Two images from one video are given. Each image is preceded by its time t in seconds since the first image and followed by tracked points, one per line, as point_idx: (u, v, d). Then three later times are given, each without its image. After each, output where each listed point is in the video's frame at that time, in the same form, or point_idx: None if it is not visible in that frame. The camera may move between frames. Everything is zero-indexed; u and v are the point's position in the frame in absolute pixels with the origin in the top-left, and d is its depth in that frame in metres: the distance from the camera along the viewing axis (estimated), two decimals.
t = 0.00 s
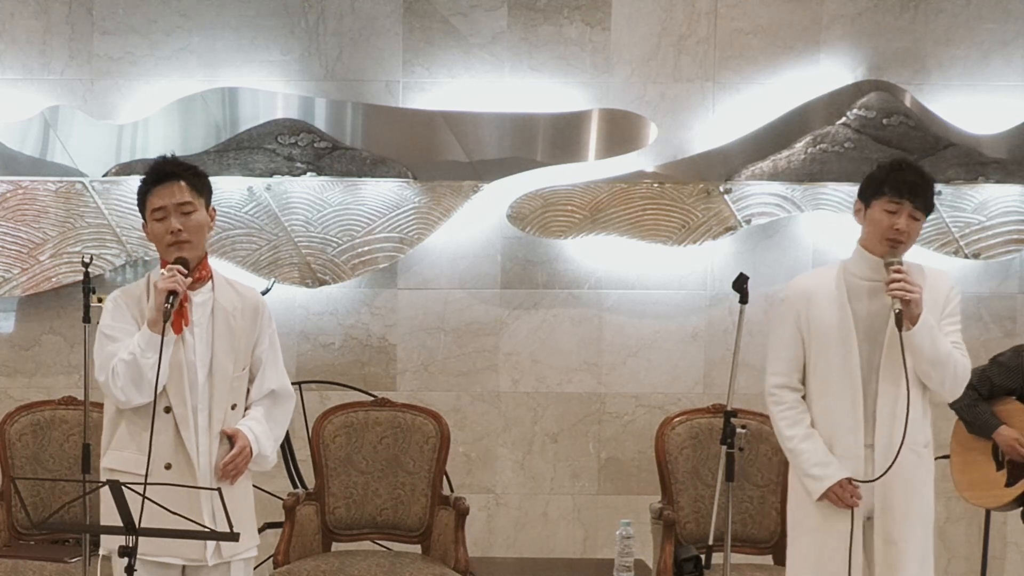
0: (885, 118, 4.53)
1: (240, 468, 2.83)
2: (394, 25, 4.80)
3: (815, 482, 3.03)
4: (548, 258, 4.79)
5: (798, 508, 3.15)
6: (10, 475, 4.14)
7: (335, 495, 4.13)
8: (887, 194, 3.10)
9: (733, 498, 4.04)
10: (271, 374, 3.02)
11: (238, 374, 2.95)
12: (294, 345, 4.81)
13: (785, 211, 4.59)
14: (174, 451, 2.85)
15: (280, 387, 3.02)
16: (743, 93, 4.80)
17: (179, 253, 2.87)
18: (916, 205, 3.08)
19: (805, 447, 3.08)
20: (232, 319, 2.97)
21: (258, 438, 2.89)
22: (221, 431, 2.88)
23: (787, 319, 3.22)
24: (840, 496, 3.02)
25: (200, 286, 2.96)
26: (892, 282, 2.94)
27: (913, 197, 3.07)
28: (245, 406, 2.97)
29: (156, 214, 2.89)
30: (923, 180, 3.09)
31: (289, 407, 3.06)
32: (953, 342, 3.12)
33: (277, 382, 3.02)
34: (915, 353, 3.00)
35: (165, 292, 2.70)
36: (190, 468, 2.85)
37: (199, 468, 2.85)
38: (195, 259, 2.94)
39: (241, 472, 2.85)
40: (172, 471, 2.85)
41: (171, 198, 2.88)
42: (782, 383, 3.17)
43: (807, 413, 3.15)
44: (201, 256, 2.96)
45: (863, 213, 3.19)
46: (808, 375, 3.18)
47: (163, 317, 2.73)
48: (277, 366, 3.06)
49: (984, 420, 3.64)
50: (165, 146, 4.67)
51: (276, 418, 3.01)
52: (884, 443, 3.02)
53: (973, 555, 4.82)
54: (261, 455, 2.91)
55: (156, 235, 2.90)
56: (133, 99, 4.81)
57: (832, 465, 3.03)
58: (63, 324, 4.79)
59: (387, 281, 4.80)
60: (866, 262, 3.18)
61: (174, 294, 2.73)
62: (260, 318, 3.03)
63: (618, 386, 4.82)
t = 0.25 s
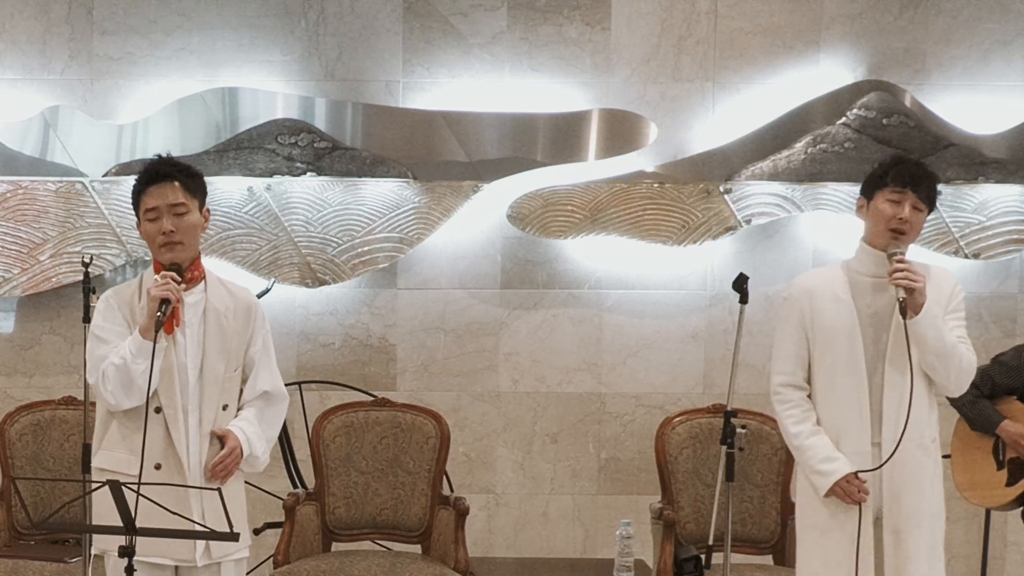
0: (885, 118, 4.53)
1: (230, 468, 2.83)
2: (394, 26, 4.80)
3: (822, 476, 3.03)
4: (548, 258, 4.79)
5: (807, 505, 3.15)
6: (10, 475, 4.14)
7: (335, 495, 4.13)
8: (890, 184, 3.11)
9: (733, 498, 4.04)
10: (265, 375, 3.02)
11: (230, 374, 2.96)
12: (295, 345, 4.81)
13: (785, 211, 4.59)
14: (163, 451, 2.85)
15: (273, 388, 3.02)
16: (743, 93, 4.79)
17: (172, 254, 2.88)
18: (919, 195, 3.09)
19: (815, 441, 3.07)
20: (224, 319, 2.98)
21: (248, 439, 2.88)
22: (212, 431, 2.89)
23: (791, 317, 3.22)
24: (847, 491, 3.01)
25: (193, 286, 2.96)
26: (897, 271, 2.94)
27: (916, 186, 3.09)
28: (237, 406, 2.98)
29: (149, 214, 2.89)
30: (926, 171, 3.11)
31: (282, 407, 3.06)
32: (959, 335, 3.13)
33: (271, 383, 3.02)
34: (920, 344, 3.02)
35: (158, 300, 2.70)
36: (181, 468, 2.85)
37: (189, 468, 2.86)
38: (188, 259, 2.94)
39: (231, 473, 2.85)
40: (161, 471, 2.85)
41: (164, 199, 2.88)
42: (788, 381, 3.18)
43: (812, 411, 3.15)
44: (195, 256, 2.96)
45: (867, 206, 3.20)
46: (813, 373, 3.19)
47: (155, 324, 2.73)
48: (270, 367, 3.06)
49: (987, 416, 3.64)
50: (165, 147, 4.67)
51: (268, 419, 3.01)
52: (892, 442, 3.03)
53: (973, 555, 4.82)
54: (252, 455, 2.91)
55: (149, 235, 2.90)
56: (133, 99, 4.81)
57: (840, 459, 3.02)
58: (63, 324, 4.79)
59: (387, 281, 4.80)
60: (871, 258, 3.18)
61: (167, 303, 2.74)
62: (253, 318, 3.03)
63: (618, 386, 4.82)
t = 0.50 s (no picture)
0: (885, 118, 4.53)
1: (218, 468, 2.84)
2: (394, 26, 4.80)
3: (823, 477, 3.04)
4: (548, 258, 4.80)
5: (807, 505, 3.16)
6: (10, 476, 4.14)
7: (335, 495, 4.13)
8: (887, 182, 3.17)
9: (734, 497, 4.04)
10: (256, 374, 3.02)
11: (219, 375, 2.96)
12: (295, 345, 4.81)
13: (785, 210, 4.59)
14: (152, 451, 2.86)
15: (265, 388, 3.02)
16: (743, 93, 4.79)
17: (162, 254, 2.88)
18: (915, 192, 3.14)
19: (817, 442, 3.08)
20: (213, 319, 2.98)
21: (237, 439, 2.88)
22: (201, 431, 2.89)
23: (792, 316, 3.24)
24: (848, 491, 3.02)
25: (183, 286, 2.97)
26: (893, 268, 2.97)
27: (912, 183, 3.14)
28: (228, 407, 2.98)
29: (139, 215, 2.89)
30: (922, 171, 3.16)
31: (273, 407, 3.06)
32: (958, 333, 3.14)
33: (262, 382, 3.02)
34: (918, 340, 3.03)
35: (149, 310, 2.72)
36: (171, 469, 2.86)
37: (177, 468, 2.86)
38: (178, 259, 2.95)
39: (220, 472, 2.85)
40: (149, 472, 2.86)
41: (155, 200, 2.89)
42: (788, 382, 3.19)
43: (812, 410, 3.16)
44: (185, 257, 2.97)
45: (864, 207, 3.25)
46: (813, 373, 3.20)
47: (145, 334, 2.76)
48: (261, 367, 3.06)
49: (987, 417, 3.64)
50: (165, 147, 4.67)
51: (259, 419, 3.01)
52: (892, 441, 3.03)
53: (973, 555, 4.82)
54: (241, 455, 2.91)
55: (139, 236, 2.90)
56: (132, 99, 4.81)
57: (840, 459, 3.03)
58: (63, 324, 4.79)
59: (387, 281, 4.80)
60: (870, 257, 3.20)
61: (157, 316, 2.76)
62: (244, 318, 3.03)
63: (618, 386, 4.82)
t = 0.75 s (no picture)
0: (885, 118, 4.51)
1: (209, 467, 2.85)
2: (394, 25, 4.80)
3: (817, 476, 3.04)
4: (548, 258, 4.79)
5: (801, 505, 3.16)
6: (10, 476, 4.14)
7: (335, 495, 4.13)
8: (880, 181, 3.18)
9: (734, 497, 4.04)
10: (250, 374, 3.02)
11: (213, 376, 2.97)
12: (295, 345, 4.80)
13: (785, 210, 4.59)
14: (143, 452, 2.87)
15: (259, 389, 3.01)
16: (743, 93, 4.79)
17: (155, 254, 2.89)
18: (908, 190, 3.14)
19: (811, 442, 3.09)
20: (207, 320, 2.98)
21: (228, 438, 2.89)
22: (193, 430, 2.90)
23: (786, 316, 3.24)
24: (842, 490, 3.03)
25: (177, 286, 2.98)
26: (886, 267, 2.99)
27: (905, 182, 3.14)
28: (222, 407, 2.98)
29: (131, 216, 2.90)
30: (913, 170, 3.17)
31: (268, 407, 3.05)
32: (952, 332, 3.14)
33: (256, 383, 3.01)
34: (912, 341, 3.04)
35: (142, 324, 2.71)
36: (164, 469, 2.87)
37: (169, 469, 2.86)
38: (172, 259, 2.96)
39: (212, 470, 2.86)
40: (140, 472, 2.87)
41: (146, 201, 2.89)
42: (783, 383, 3.20)
43: (807, 411, 3.17)
44: (179, 256, 2.98)
45: (858, 207, 3.26)
46: (807, 373, 3.21)
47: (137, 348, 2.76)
48: (256, 367, 3.05)
49: (983, 421, 3.61)
50: (166, 147, 4.67)
51: (253, 419, 3.01)
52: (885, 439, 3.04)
53: (973, 554, 4.82)
54: (233, 453, 2.91)
55: (132, 237, 2.91)
56: (132, 99, 4.81)
57: (833, 459, 3.04)
58: (63, 324, 4.79)
59: (387, 281, 4.80)
60: (864, 256, 3.21)
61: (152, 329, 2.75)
62: (238, 318, 3.03)
63: (618, 386, 4.82)
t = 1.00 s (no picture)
0: (885, 118, 4.51)
1: (202, 463, 2.85)
2: (394, 26, 4.80)
3: (807, 475, 3.05)
4: (548, 258, 4.80)
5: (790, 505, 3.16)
6: (10, 476, 4.14)
7: (335, 495, 4.13)
8: (869, 181, 3.18)
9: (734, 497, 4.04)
10: (246, 376, 3.03)
11: (210, 377, 2.97)
12: (295, 345, 4.81)
13: (785, 210, 4.59)
14: (136, 453, 2.88)
15: (255, 391, 3.02)
16: (743, 93, 4.79)
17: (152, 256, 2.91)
18: (896, 189, 3.15)
19: (799, 441, 3.10)
20: (204, 320, 2.98)
21: (222, 435, 2.89)
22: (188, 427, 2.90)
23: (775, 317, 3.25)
24: (832, 489, 3.04)
25: (175, 287, 2.98)
26: (875, 267, 2.98)
27: (893, 182, 3.15)
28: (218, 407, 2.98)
29: (129, 217, 2.91)
30: (901, 170, 3.18)
31: (264, 409, 3.07)
32: (940, 332, 3.14)
33: (251, 384, 3.02)
34: (901, 342, 3.04)
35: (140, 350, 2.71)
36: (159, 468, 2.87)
37: (163, 469, 2.87)
38: (170, 259, 2.97)
39: (204, 466, 2.87)
40: (134, 473, 2.87)
41: (144, 202, 2.90)
42: (773, 382, 3.21)
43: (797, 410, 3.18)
44: (177, 256, 2.99)
45: (847, 208, 3.26)
46: (796, 372, 3.22)
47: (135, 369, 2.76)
48: (252, 368, 3.05)
49: (982, 421, 3.62)
50: (166, 147, 4.66)
51: (248, 420, 3.02)
52: (874, 438, 3.04)
53: (972, 554, 4.82)
54: (227, 452, 2.92)
55: (129, 238, 2.93)
56: (132, 99, 4.81)
57: (823, 459, 3.05)
58: (63, 324, 4.79)
59: (387, 281, 4.80)
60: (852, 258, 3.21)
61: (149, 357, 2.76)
62: (235, 319, 3.04)
63: (618, 386, 4.83)
